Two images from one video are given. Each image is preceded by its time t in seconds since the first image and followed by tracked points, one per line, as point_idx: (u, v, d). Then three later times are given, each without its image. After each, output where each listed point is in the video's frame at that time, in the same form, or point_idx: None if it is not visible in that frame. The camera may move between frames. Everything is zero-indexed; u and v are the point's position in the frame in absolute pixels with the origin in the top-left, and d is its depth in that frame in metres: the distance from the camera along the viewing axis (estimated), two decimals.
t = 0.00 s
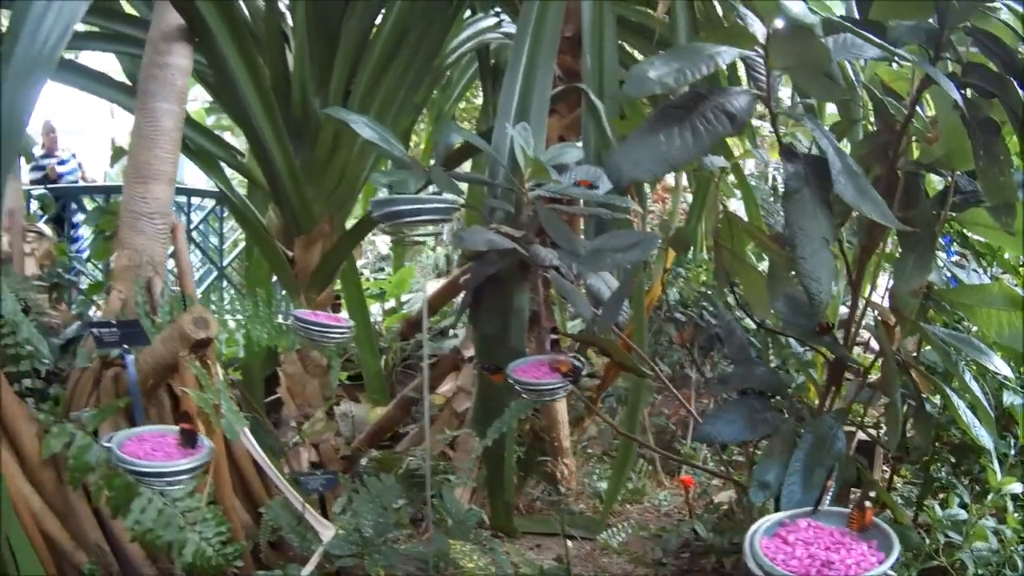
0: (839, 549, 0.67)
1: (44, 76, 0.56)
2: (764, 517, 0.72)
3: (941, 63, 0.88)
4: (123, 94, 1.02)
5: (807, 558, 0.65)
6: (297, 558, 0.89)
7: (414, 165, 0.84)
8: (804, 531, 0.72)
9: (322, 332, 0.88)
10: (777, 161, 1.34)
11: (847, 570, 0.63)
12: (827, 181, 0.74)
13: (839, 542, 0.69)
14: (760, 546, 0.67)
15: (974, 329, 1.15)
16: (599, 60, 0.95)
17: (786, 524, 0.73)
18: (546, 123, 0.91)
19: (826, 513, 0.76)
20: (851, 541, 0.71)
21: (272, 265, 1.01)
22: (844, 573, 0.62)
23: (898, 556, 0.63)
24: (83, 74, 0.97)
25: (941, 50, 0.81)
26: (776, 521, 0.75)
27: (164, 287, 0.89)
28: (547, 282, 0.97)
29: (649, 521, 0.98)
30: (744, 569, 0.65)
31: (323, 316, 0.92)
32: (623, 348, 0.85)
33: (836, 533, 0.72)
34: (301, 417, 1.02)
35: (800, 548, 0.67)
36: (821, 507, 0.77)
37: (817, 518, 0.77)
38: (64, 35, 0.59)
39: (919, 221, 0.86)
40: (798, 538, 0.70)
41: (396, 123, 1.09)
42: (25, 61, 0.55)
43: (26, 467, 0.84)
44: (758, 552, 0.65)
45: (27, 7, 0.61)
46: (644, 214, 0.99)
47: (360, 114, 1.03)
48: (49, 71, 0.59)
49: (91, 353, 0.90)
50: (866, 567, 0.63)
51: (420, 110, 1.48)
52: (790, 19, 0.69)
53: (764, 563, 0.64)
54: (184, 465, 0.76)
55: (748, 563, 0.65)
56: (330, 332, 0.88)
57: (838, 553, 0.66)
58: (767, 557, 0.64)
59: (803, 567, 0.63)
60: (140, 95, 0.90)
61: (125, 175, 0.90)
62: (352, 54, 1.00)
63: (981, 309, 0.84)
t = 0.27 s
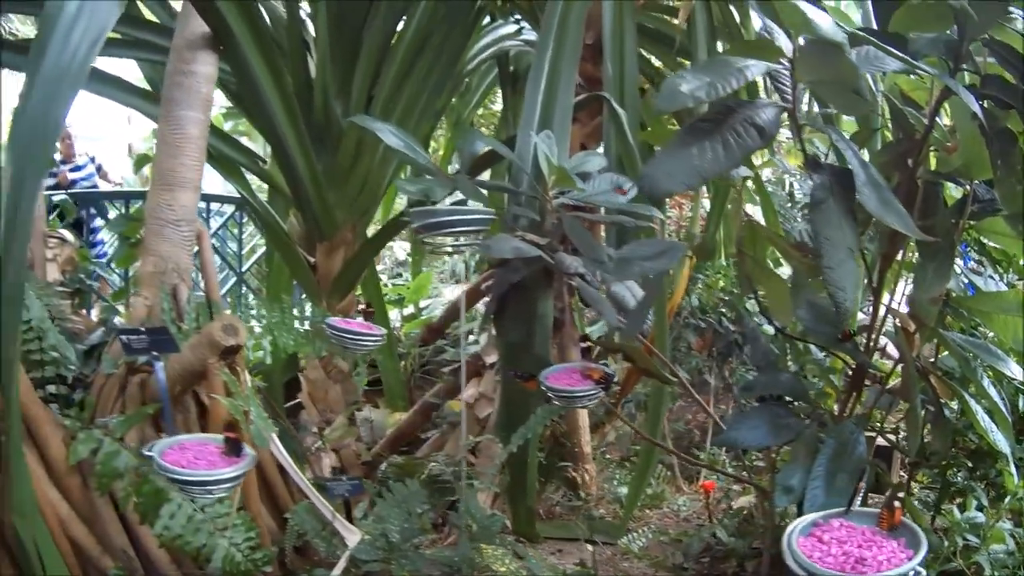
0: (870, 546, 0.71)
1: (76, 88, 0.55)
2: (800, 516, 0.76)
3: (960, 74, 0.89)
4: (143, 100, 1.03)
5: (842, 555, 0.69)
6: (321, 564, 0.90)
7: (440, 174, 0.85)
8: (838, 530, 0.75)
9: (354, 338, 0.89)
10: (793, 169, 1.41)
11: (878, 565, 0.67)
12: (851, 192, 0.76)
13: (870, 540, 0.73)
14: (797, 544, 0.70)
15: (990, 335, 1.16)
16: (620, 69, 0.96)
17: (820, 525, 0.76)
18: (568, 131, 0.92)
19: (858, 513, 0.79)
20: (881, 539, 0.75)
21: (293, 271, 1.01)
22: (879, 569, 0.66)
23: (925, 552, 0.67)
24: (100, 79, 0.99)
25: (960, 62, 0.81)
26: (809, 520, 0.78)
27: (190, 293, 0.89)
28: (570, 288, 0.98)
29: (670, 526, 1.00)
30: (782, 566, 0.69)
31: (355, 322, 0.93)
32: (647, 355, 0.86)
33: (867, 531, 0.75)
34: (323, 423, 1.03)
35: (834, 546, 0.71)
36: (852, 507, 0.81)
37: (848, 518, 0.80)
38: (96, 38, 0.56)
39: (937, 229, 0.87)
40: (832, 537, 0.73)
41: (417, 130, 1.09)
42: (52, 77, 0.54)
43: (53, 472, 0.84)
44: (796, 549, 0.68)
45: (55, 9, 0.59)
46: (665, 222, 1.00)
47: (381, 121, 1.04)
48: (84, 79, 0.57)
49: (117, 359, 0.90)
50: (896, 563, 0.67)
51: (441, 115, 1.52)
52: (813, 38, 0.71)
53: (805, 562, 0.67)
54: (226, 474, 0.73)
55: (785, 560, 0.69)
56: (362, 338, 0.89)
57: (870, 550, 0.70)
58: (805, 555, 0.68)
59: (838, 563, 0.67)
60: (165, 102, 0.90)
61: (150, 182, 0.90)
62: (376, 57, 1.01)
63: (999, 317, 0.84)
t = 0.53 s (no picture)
0: (904, 539, 0.73)
1: (109, 97, 0.59)
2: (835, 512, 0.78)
3: (981, 82, 0.90)
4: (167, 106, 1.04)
5: (878, 548, 0.71)
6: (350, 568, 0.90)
7: (469, 181, 0.85)
8: (873, 525, 0.77)
9: (391, 346, 0.88)
10: (815, 173, 1.43)
11: (912, 557, 0.69)
12: (879, 200, 0.77)
13: (904, 533, 0.76)
14: (834, 539, 0.73)
15: (1009, 340, 1.17)
16: (643, 75, 0.96)
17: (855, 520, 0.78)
18: (595, 139, 0.92)
19: (892, 509, 0.81)
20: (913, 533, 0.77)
21: (319, 276, 1.02)
22: (914, 561, 0.68)
23: (957, 543, 0.70)
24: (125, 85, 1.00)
25: (982, 71, 0.82)
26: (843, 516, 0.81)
27: (218, 298, 0.90)
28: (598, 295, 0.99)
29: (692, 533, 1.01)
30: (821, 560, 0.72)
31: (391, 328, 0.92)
32: (675, 360, 0.87)
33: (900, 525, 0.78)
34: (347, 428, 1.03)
35: (870, 540, 0.73)
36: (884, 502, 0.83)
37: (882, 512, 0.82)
38: (129, 49, 0.60)
39: (959, 236, 0.88)
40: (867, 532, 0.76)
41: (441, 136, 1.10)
42: (86, 86, 0.58)
43: (82, 478, 0.84)
44: (833, 546, 0.71)
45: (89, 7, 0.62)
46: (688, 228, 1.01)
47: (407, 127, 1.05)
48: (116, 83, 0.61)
49: (146, 364, 0.91)
50: (929, 554, 0.70)
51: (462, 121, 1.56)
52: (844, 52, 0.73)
53: (843, 557, 0.70)
54: (271, 480, 0.72)
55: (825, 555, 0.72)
56: (399, 346, 0.87)
57: (904, 543, 0.73)
58: (843, 550, 0.71)
59: (874, 556, 0.70)
60: (194, 109, 0.91)
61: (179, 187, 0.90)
62: (400, 64, 1.03)
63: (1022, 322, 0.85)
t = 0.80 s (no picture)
0: (933, 528, 0.74)
1: (140, 103, 0.57)
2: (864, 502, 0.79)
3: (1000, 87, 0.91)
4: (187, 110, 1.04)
5: (907, 536, 0.73)
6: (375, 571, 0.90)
7: (496, 185, 0.86)
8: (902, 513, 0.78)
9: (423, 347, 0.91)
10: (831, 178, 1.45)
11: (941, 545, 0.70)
12: (901, 203, 0.78)
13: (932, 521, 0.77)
14: (865, 526, 0.74)
15: None
16: (664, 79, 0.97)
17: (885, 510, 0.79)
18: (619, 144, 0.93)
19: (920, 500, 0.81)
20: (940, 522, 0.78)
21: (341, 279, 1.04)
22: (943, 550, 0.70)
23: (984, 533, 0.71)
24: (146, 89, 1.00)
25: (1001, 76, 0.83)
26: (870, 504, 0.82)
27: (243, 300, 0.90)
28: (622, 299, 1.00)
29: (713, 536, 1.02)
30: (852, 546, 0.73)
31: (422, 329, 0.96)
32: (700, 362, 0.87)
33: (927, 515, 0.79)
34: (370, 430, 1.03)
35: (900, 527, 0.74)
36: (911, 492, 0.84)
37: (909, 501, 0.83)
38: (157, 54, 0.58)
39: (979, 239, 0.89)
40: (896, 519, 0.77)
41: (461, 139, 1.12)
42: (115, 94, 0.57)
43: (108, 480, 0.83)
44: (865, 533, 0.72)
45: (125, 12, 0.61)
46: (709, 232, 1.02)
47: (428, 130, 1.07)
48: (147, 90, 0.59)
49: (171, 366, 0.92)
50: (957, 544, 0.71)
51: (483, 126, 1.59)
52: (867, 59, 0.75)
53: (874, 547, 0.71)
54: (310, 480, 0.73)
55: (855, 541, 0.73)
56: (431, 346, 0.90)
57: (932, 531, 0.74)
58: (873, 537, 0.72)
59: (904, 543, 0.71)
60: (219, 112, 0.91)
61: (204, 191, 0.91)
62: (423, 65, 1.06)
63: None
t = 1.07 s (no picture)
0: (955, 518, 0.77)
1: (167, 107, 0.56)
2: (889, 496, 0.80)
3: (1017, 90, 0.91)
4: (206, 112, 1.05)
5: (932, 526, 0.75)
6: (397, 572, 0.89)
7: (518, 187, 0.86)
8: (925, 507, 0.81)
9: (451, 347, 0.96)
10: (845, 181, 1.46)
11: (966, 533, 0.73)
12: (921, 204, 0.79)
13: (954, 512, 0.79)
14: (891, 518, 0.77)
15: None
16: (683, 81, 0.98)
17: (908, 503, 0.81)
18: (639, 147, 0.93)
19: (942, 493, 0.83)
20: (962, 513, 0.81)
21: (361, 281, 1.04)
22: (967, 537, 0.72)
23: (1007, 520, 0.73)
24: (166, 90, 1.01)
25: (1019, 78, 0.84)
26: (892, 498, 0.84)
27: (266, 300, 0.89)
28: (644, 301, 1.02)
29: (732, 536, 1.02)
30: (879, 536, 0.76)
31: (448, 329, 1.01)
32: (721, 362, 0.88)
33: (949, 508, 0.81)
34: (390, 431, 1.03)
35: (924, 518, 0.77)
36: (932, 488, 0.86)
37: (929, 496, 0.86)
38: (185, 58, 0.57)
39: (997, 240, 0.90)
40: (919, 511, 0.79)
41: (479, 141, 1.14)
42: (142, 98, 0.56)
43: (132, 480, 0.82)
44: (891, 523, 0.75)
45: (148, 14, 0.59)
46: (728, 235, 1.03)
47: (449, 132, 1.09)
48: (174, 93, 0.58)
49: (193, 367, 0.92)
50: (980, 531, 0.74)
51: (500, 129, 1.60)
52: (887, 62, 0.75)
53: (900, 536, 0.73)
54: (346, 476, 0.76)
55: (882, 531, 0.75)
56: (458, 347, 0.95)
57: (955, 521, 0.76)
58: (900, 527, 0.75)
59: (930, 532, 0.74)
60: (244, 111, 0.90)
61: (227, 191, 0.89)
62: (444, 67, 1.08)
63: None
